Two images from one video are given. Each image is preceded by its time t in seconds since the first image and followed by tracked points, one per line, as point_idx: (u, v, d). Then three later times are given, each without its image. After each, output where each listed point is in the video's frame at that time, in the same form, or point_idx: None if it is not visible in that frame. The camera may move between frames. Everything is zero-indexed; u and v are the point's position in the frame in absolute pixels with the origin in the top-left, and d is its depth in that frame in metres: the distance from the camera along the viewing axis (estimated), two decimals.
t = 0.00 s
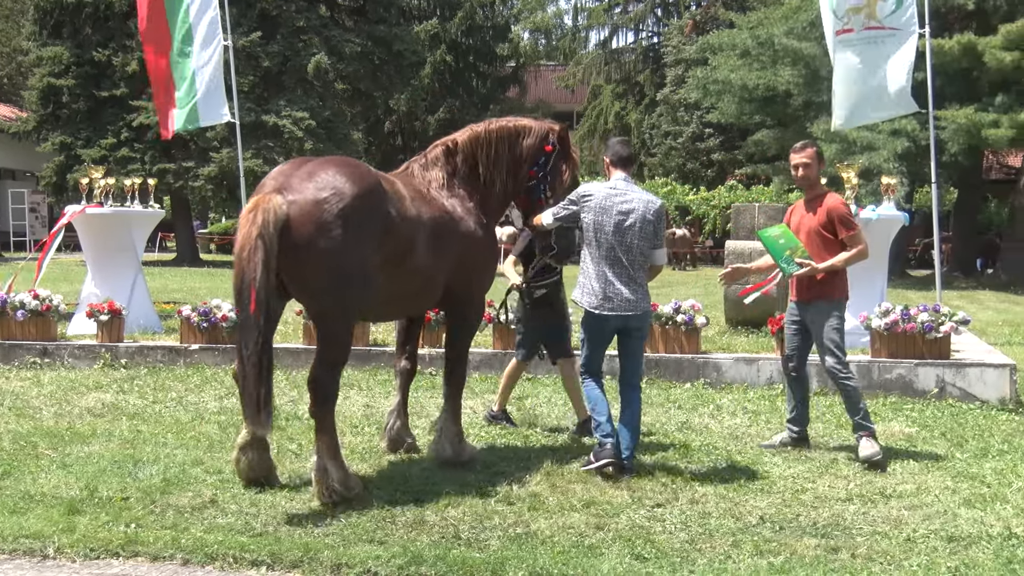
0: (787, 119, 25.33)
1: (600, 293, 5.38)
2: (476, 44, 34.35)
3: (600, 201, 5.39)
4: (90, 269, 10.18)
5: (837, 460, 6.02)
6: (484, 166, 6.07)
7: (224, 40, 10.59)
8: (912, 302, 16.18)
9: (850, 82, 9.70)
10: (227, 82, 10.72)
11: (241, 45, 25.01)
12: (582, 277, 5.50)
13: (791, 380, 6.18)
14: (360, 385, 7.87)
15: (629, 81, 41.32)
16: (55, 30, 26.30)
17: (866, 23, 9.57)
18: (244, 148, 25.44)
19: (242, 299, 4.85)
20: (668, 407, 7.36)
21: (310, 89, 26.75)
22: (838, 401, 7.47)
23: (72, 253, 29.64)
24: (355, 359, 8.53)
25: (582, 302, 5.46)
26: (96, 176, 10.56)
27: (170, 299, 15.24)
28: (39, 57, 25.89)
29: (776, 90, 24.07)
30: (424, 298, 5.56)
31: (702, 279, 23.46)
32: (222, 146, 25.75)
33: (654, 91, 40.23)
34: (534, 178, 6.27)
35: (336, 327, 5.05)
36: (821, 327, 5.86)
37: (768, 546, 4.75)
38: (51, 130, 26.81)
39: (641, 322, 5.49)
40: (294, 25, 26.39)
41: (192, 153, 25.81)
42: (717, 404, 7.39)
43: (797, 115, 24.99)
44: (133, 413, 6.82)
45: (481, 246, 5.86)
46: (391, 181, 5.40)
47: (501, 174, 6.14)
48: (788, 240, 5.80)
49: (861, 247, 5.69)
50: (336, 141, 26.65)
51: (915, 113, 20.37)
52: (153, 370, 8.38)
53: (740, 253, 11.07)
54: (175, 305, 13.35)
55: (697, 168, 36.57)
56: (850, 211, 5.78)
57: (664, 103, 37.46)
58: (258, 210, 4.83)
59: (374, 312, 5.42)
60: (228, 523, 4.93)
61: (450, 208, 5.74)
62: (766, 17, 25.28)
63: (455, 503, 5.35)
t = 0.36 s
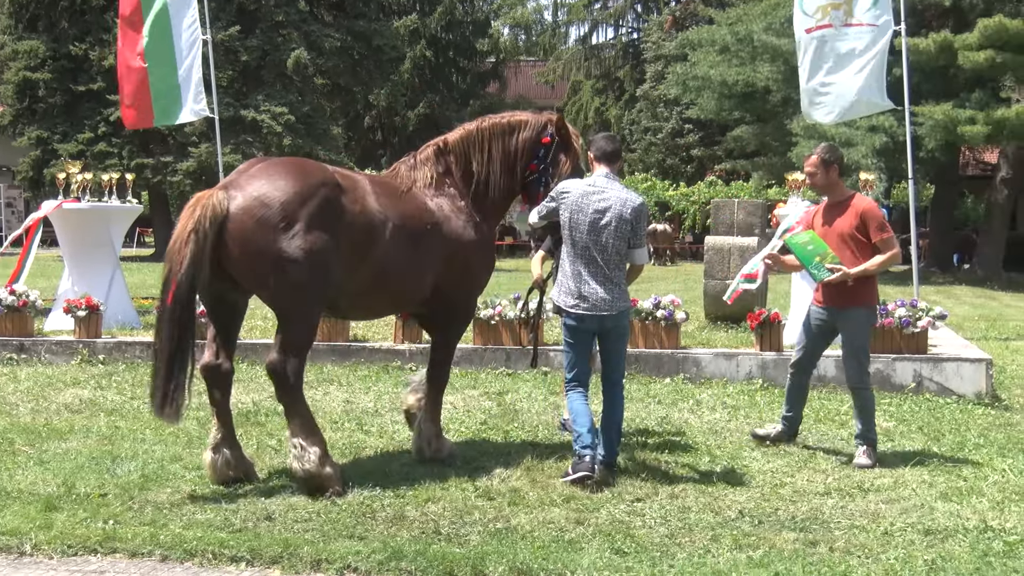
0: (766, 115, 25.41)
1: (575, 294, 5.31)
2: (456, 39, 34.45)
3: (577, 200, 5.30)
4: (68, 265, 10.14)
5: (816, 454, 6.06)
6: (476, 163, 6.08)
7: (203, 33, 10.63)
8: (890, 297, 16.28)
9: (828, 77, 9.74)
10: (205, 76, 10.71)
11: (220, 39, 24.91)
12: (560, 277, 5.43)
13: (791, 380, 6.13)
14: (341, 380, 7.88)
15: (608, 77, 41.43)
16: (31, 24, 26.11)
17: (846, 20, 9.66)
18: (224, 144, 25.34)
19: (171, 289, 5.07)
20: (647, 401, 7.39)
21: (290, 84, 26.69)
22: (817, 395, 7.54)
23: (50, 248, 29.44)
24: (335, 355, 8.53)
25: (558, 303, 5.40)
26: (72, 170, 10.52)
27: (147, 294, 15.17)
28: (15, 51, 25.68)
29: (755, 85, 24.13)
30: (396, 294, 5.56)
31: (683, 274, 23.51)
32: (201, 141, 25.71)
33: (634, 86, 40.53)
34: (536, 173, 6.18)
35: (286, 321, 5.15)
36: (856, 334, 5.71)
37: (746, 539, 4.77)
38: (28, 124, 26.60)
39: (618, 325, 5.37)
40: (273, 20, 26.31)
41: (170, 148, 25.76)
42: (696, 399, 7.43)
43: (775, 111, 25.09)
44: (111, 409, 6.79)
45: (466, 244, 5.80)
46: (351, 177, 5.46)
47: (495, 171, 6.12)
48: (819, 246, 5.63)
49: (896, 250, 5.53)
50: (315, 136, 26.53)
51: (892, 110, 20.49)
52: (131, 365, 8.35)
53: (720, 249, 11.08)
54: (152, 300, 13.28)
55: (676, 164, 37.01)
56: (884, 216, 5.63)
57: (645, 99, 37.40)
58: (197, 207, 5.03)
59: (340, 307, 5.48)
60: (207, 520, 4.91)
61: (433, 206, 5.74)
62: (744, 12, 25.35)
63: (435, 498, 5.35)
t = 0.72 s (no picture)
0: (745, 110, 25.48)
1: (539, 293, 5.15)
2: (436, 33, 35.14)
3: (542, 198, 5.15)
4: (44, 260, 10.07)
5: (795, 449, 6.08)
6: (472, 156, 6.05)
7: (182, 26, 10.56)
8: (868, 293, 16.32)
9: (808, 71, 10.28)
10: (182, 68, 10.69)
11: (198, 33, 24.78)
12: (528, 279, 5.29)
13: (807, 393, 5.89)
14: (320, 376, 7.87)
15: (589, 72, 41.38)
16: (8, 17, 25.89)
17: (824, 17, 10.19)
18: (203, 138, 25.19)
19: (158, 280, 5.42)
20: (627, 396, 7.40)
21: (269, 78, 26.58)
22: (795, 390, 7.56)
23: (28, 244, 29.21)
24: (315, 350, 8.50)
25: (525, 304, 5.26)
26: (48, 164, 10.46)
27: (127, 289, 15.10)
28: None
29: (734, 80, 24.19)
30: (383, 289, 5.66)
31: (663, 269, 23.53)
32: (179, 135, 25.73)
33: (614, 81, 40.48)
34: (534, 165, 6.09)
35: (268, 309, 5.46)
36: (868, 336, 5.55)
37: (726, 534, 4.79)
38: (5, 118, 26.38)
39: (583, 325, 5.18)
40: (252, 14, 26.20)
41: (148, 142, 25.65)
42: (676, 394, 7.45)
43: (755, 106, 25.16)
44: (89, 405, 6.75)
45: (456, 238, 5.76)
46: (335, 173, 5.68)
47: (491, 163, 6.04)
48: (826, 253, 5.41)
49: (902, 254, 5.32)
50: (295, 131, 26.44)
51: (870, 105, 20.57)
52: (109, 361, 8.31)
53: (699, 244, 11.15)
54: (132, 295, 13.21)
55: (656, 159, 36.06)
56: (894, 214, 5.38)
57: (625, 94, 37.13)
58: (183, 203, 5.29)
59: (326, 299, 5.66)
60: (186, 516, 4.89)
61: (422, 199, 5.78)
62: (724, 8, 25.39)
63: (415, 493, 5.34)
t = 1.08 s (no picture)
0: (714, 111, 25.61)
1: (503, 295, 5.17)
2: (406, 33, 35.42)
3: (513, 199, 5.14)
4: (9, 260, 9.99)
5: (763, 448, 6.12)
6: (473, 162, 5.99)
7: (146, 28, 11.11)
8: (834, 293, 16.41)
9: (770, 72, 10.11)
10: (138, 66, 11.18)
11: (165, 31, 24.61)
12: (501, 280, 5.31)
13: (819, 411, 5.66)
14: (289, 376, 7.85)
15: (558, 72, 41.43)
16: None
17: (790, 18, 10.12)
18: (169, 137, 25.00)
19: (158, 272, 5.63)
20: (596, 396, 7.41)
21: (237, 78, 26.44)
22: (763, 389, 7.61)
23: None
24: (284, 351, 8.48)
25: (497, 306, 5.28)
26: (13, 163, 10.40)
27: (95, 289, 14.98)
28: None
29: (703, 81, 24.33)
30: (364, 282, 5.75)
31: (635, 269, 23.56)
32: (146, 134, 25.52)
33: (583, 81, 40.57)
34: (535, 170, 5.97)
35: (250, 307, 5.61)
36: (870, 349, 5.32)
37: (694, 533, 4.81)
38: None
39: (545, 331, 5.11)
40: (219, 13, 26.08)
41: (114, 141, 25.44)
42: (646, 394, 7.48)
43: (723, 107, 25.32)
44: (53, 407, 6.68)
45: (452, 240, 5.74)
46: (325, 176, 5.85)
47: (492, 168, 5.92)
48: (812, 267, 5.23)
49: (892, 270, 5.11)
50: (263, 131, 26.34)
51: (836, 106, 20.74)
52: (75, 362, 8.24)
53: (668, 243, 11.21)
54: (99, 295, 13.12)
55: (626, 160, 35.71)
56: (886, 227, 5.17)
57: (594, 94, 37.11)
58: (168, 197, 5.61)
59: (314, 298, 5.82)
60: (153, 518, 4.86)
61: (414, 204, 5.83)
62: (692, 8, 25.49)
63: (384, 493, 5.33)
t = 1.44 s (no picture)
0: (674, 108, 25.73)
1: (478, 295, 5.14)
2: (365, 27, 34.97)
3: (487, 198, 5.14)
4: None
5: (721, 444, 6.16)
6: (465, 157, 6.00)
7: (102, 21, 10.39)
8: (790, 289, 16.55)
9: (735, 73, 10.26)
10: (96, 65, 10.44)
11: (120, 26, 24.37)
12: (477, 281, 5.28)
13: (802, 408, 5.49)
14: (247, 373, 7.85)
15: (518, 69, 41.30)
16: None
17: (750, 17, 10.17)
18: (126, 132, 24.75)
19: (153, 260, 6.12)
20: (556, 392, 7.43)
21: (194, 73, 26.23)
22: (721, 385, 7.67)
23: None
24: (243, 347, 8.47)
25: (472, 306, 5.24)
26: None
27: (47, 286, 14.81)
28: None
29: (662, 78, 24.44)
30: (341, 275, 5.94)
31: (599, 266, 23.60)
32: (102, 130, 25.23)
33: (544, 78, 40.57)
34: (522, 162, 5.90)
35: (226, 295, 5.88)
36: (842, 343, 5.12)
37: (654, 528, 4.83)
38: None
39: (517, 329, 5.06)
40: (176, 7, 25.87)
41: (70, 136, 25.13)
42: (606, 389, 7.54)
43: (683, 104, 25.44)
44: (6, 405, 6.60)
45: (432, 235, 5.80)
46: (313, 170, 6.06)
47: (483, 163, 5.94)
48: (788, 256, 5.14)
49: (867, 257, 5.05)
50: (221, 126, 26.14)
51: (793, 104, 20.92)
52: (28, 359, 8.16)
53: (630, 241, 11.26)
54: (51, 292, 12.98)
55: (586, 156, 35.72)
56: (859, 214, 5.09)
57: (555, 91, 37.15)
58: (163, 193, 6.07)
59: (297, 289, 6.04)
60: (110, 517, 4.82)
61: (397, 199, 5.92)
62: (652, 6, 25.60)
63: (344, 491, 5.31)
